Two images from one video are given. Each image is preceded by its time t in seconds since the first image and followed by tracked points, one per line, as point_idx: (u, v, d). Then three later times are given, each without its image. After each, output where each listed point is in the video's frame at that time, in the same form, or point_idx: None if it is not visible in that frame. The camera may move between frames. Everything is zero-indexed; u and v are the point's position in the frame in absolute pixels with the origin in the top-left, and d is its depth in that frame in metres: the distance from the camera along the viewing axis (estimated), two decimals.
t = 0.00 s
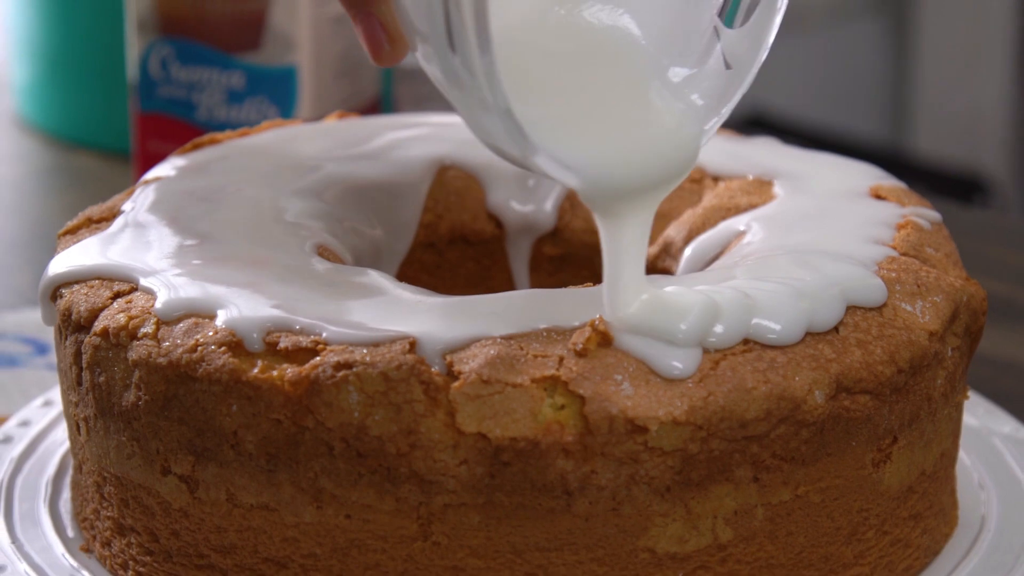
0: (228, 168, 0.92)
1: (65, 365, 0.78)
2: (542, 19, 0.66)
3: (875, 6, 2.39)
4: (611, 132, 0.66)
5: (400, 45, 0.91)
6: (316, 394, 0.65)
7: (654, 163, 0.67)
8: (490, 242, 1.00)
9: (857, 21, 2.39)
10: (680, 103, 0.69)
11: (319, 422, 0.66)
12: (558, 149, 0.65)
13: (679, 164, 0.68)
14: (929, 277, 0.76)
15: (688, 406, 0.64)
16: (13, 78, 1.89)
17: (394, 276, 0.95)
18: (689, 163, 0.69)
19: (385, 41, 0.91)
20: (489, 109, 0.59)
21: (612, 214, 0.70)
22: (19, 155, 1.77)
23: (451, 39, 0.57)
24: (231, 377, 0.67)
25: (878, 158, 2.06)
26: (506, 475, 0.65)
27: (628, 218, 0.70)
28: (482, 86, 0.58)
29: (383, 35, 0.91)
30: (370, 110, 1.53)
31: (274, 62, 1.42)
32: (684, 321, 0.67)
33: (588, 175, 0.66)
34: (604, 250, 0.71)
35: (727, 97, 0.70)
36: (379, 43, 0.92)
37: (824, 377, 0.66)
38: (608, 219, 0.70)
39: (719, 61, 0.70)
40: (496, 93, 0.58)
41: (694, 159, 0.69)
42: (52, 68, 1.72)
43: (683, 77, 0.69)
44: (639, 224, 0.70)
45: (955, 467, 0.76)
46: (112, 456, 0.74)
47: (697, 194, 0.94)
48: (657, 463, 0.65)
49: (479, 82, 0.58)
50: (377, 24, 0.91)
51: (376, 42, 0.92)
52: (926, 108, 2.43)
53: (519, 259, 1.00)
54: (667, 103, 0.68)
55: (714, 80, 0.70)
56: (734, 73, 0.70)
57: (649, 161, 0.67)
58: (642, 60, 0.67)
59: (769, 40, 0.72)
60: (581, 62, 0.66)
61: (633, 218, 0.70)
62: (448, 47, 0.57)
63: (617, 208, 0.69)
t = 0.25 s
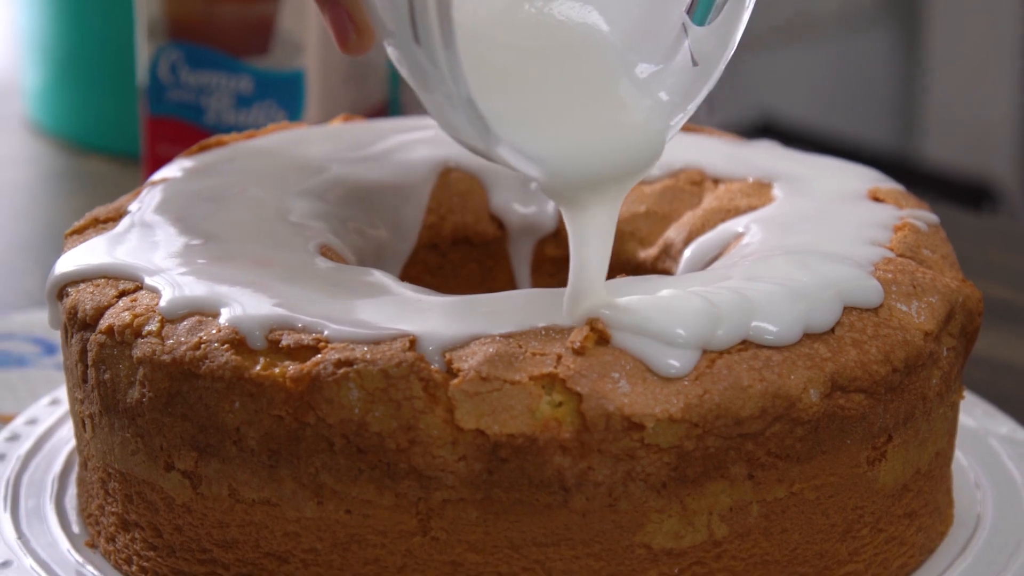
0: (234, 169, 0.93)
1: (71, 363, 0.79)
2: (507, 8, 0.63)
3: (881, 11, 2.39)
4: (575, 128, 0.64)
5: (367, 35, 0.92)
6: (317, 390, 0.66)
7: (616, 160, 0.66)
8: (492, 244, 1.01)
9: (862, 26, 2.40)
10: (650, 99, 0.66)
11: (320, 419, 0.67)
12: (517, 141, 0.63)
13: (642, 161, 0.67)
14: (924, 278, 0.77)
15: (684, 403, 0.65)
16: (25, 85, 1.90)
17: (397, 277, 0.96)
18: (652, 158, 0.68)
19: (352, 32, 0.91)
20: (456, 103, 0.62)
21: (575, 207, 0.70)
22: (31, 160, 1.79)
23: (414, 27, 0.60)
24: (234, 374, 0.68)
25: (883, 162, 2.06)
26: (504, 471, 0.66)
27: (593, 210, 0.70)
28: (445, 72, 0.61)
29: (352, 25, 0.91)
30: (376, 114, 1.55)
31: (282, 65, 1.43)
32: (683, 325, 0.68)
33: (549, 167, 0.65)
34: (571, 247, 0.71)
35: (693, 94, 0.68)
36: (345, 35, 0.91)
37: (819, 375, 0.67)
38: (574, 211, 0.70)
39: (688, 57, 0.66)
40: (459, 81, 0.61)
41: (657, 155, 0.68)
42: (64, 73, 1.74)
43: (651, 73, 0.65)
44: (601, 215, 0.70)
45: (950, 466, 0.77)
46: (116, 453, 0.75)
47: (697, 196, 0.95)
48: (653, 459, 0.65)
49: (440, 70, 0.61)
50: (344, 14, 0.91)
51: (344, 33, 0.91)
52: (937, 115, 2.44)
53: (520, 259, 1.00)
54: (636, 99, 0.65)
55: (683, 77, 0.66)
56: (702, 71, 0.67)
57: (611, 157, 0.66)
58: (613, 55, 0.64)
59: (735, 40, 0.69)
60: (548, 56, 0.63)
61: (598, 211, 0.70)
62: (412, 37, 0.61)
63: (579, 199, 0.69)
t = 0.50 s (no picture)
0: (238, 171, 0.95)
1: (77, 361, 0.80)
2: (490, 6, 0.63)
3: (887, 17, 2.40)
4: (557, 125, 0.65)
5: (353, 31, 0.90)
6: (318, 388, 0.67)
7: (596, 157, 0.67)
8: (494, 246, 1.02)
9: (867, 33, 2.41)
10: (631, 99, 0.66)
11: (321, 416, 0.68)
12: (498, 136, 0.64)
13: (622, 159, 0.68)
14: (919, 279, 0.77)
15: (680, 402, 0.66)
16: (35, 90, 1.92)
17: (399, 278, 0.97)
18: (634, 156, 0.68)
19: (336, 26, 0.90)
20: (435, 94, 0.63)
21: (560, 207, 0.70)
22: (40, 164, 1.81)
23: (398, 24, 0.62)
24: (236, 371, 0.69)
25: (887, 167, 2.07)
26: (501, 468, 0.66)
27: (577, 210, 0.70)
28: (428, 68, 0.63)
29: (335, 19, 0.90)
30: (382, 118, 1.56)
31: (288, 70, 1.44)
32: (680, 328, 0.68)
33: (530, 162, 0.66)
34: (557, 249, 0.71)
35: (673, 95, 0.68)
36: (330, 30, 0.90)
37: (814, 374, 0.68)
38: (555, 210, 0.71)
39: (669, 56, 0.66)
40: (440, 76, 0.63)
41: (639, 154, 0.68)
42: (74, 78, 1.76)
43: (633, 72, 0.65)
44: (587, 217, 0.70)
45: (945, 465, 0.77)
46: (121, 450, 0.76)
47: (697, 199, 0.96)
48: (648, 457, 0.66)
49: (423, 66, 0.63)
50: (329, 8, 0.90)
51: (329, 28, 0.90)
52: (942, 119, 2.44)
53: (522, 260, 1.01)
54: (618, 98, 0.66)
55: (664, 77, 0.67)
56: (681, 71, 0.67)
57: (592, 154, 0.66)
58: (595, 54, 0.64)
59: (716, 41, 0.70)
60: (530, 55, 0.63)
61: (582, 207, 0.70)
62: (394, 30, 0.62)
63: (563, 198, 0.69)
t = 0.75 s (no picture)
0: (240, 173, 0.96)
1: (81, 360, 0.81)
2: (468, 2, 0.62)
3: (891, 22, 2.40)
4: (534, 126, 0.64)
5: (332, 30, 0.91)
6: (317, 386, 0.68)
7: (571, 157, 0.66)
8: (495, 248, 1.03)
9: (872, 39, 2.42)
10: (608, 100, 0.66)
11: (320, 414, 0.68)
12: (472, 135, 0.64)
13: (597, 159, 0.68)
14: (914, 280, 0.78)
15: (675, 400, 0.66)
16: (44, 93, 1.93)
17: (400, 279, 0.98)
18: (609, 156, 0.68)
19: (316, 24, 0.91)
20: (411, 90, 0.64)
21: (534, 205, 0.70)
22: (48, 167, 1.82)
23: (375, 23, 0.63)
24: (237, 369, 0.70)
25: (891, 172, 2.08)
26: (499, 465, 0.67)
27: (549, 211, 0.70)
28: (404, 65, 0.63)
29: (315, 18, 0.90)
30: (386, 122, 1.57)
31: (294, 74, 1.45)
32: (678, 332, 0.69)
33: (504, 161, 0.65)
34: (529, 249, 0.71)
35: (649, 96, 0.67)
36: (309, 27, 0.91)
37: (808, 373, 0.69)
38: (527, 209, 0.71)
39: (645, 58, 0.65)
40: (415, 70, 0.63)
41: (615, 153, 0.68)
42: (81, 81, 1.77)
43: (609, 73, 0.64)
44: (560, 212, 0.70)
45: (938, 464, 0.78)
46: (123, 447, 0.77)
47: (696, 201, 0.96)
48: (644, 455, 0.67)
49: (398, 62, 0.63)
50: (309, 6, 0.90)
51: (308, 24, 0.91)
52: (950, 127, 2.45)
53: (522, 262, 1.02)
54: (595, 99, 0.65)
55: (640, 78, 0.66)
56: (658, 72, 0.66)
57: (568, 154, 0.66)
58: (573, 56, 0.63)
59: (692, 43, 0.69)
60: (509, 56, 0.62)
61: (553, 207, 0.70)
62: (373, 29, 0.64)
63: (536, 197, 0.69)
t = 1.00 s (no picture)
0: (242, 175, 0.97)
1: (84, 359, 0.82)
2: (439, 12, 0.64)
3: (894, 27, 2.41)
4: (500, 134, 0.67)
5: (300, 38, 0.97)
6: (316, 383, 0.69)
7: (535, 164, 0.69)
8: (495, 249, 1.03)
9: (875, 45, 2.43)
10: (575, 109, 0.68)
11: (319, 411, 0.69)
12: (439, 142, 0.66)
13: (560, 166, 0.70)
14: (907, 281, 0.79)
15: (669, 398, 0.67)
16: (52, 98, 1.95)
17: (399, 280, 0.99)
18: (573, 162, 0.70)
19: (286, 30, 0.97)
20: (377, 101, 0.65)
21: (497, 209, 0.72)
22: (55, 171, 1.83)
23: (341, 31, 0.64)
24: (237, 367, 0.70)
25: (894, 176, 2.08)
26: (495, 462, 0.68)
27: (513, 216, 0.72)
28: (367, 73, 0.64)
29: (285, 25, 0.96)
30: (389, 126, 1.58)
31: (298, 79, 1.46)
32: (670, 333, 0.70)
33: (469, 167, 0.68)
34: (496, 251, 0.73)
35: (615, 104, 0.69)
36: (279, 31, 0.97)
37: (801, 372, 0.70)
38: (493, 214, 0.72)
39: (610, 67, 0.68)
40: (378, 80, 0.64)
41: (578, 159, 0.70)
42: (89, 85, 1.78)
43: (575, 81, 0.67)
44: (523, 218, 0.73)
45: (932, 463, 0.79)
46: (126, 444, 0.78)
47: (694, 204, 0.97)
48: (638, 452, 0.68)
49: (365, 71, 0.65)
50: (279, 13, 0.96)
51: (277, 30, 0.97)
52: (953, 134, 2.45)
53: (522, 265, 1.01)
54: (561, 107, 0.67)
55: (606, 86, 0.68)
56: (624, 80, 0.69)
57: (531, 161, 0.68)
58: (541, 67, 0.65)
59: (660, 51, 0.71)
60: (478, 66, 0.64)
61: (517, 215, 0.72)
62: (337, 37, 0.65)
63: (499, 201, 0.71)
